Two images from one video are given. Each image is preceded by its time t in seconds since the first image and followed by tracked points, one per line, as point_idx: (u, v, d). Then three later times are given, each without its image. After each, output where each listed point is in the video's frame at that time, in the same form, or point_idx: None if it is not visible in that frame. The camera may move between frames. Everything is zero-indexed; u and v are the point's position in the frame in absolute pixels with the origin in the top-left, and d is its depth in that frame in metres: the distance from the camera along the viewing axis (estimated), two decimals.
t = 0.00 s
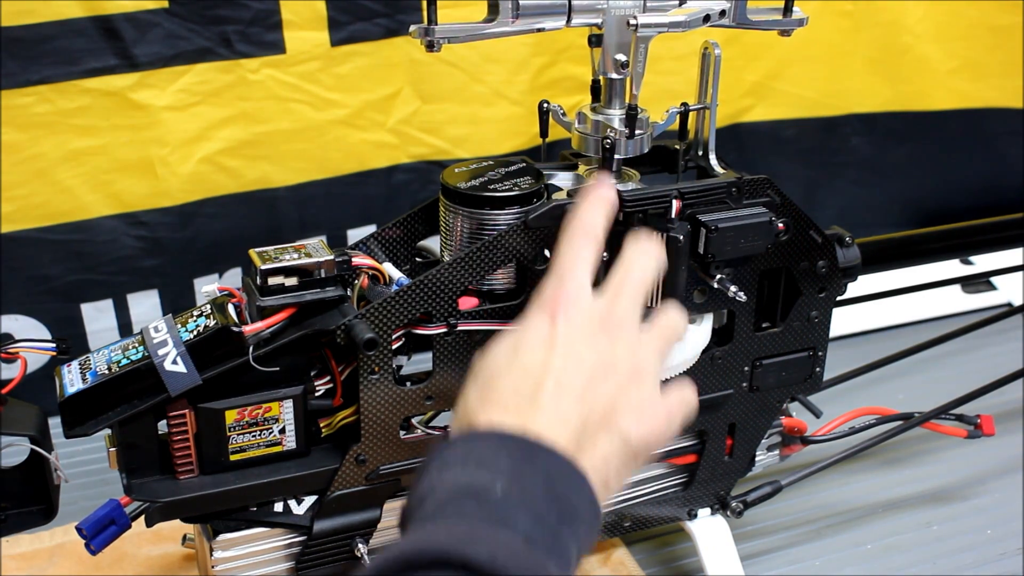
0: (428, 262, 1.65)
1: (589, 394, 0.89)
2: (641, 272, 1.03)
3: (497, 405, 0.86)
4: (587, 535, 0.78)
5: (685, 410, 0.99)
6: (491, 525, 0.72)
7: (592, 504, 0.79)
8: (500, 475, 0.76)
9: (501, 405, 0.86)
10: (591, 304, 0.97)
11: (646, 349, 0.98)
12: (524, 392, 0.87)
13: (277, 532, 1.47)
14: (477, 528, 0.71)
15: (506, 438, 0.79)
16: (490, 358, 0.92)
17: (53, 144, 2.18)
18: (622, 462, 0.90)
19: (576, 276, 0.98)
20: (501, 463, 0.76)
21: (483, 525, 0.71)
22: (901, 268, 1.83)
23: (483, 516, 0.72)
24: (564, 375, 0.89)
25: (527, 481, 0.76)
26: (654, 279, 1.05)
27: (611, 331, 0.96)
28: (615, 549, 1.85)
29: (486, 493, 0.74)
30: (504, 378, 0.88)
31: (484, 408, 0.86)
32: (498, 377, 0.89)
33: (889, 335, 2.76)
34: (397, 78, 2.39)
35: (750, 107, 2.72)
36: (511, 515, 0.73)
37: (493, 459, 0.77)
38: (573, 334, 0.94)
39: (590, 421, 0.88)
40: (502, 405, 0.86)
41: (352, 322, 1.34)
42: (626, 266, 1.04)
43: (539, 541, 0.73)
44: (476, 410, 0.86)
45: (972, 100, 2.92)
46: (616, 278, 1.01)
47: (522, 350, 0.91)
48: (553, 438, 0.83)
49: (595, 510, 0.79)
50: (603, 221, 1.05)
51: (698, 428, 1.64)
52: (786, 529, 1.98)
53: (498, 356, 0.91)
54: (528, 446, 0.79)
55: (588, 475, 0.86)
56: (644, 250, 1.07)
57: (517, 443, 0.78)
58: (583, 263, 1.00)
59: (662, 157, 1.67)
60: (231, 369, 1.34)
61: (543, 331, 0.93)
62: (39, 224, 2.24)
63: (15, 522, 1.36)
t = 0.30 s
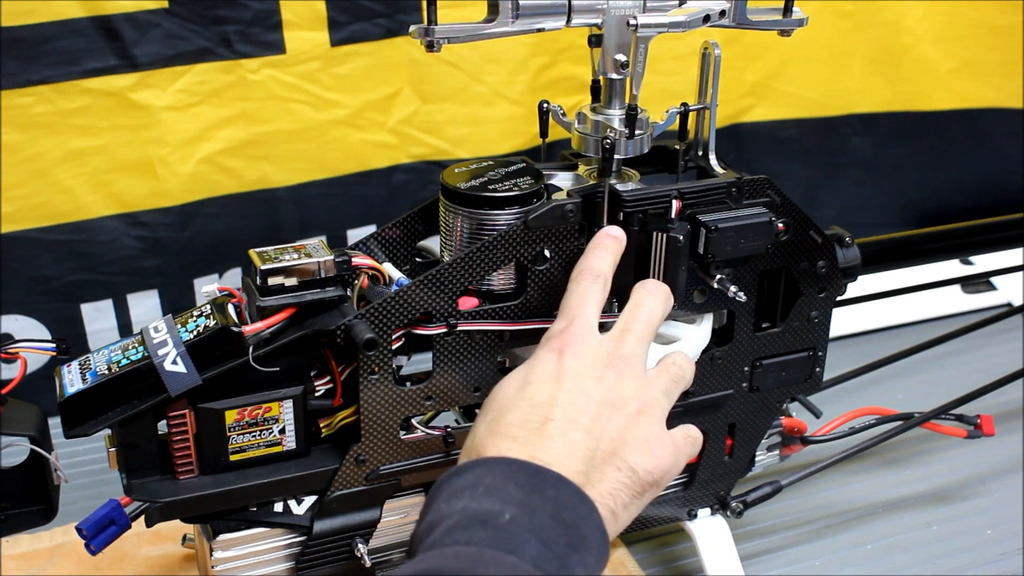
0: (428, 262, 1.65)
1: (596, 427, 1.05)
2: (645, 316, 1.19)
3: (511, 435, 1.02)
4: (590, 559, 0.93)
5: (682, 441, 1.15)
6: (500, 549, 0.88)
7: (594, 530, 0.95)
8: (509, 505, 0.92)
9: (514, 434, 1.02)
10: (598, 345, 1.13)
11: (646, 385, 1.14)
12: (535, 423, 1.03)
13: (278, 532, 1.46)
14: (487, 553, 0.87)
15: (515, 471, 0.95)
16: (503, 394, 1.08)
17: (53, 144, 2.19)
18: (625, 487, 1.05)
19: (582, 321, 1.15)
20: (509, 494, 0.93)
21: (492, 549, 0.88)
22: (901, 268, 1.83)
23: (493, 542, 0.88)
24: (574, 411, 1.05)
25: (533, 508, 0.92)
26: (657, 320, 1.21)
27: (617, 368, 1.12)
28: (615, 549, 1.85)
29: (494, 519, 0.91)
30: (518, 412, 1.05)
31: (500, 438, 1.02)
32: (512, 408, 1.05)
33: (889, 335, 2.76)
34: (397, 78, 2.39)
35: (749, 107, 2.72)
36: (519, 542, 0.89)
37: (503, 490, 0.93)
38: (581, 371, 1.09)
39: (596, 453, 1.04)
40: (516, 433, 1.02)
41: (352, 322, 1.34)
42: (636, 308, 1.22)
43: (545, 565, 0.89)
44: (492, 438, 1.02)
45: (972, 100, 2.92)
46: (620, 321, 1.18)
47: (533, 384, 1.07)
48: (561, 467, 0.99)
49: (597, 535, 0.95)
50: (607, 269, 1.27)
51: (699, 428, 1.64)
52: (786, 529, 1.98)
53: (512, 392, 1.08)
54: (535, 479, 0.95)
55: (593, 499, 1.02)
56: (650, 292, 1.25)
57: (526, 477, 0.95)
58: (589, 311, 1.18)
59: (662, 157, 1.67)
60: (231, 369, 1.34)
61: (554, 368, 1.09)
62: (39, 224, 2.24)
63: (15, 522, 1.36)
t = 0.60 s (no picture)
0: (428, 262, 1.65)
1: (610, 429, 0.97)
2: (666, 310, 1.09)
3: (522, 433, 0.94)
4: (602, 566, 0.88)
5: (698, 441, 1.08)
6: (516, 555, 0.81)
7: (607, 537, 0.89)
8: (526, 507, 0.85)
9: (523, 434, 0.94)
10: (616, 342, 1.03)
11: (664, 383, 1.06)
12: (547, 423, 0.95)
13: (278, 532, 1.46)
14: (503, 557, 0.81)
15: (532, 471, 0.89)
16: (515, 386, 0.99)
17: (53, 144, 2.19)
18: (635, 490, 0.99)
19: (600, 312, 1.05)
20: (527, 495, 0.86)
21: (508, 554, 0.81)
22: (901, 268, 1.83)
23: (509, 545, 0.82)
24: (590, 411, 0.96)
25: (549, 512, 0.86)
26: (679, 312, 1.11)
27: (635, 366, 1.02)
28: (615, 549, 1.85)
29: (511, 520, 0.84)
30: (531, 409, 0.96)
31: (509, 437, 0.94)
32: (524, 404, 0.96)
33: (889, 335, 2.76)
34: (397, 78, 2.39)
35: (750, 107, 2.72)
36: (536, 547, 0.83)
37: (520, 490, 0.86)
38: (598, 368, 1.00)
39: (610, 456, 0.96)
40: (526, 433, 0.94)
41: (352, 322, 1.34)
42: (653, 307, 1.10)
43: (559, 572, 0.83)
44: (501, 436, 0.94)
45: (972, 100, 2.92)
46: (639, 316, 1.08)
47: (546, 380, 0.98)
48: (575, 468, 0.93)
49: (610, 543, 0.89)
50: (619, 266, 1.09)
51: (698, 428, 1.64)
52: (786, 529, 1.98)
53: (525, 385, 0.99)
54: (551, 480, 0.89)
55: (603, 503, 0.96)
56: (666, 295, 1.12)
57: (542, 477, 0.89)
58: (609, 303, 1.07)
59: (662, 157, 1.67)
60: (231, 369, 1.34)
61: (569, 364, 1.00)
62: (39, 224, 2.25)
63: (16, 522, 1.36)
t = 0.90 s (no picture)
0: (428, 262, 1.66)
1: (595, 378, 0.94)
2: (642, 263, 1.09)
3: (506, 381, 0.90)
4: (581, 520, 0.83)
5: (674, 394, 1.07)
6: (500, 505, 0.75)
7: (589, 492, 0.84)
8: (510, 456, 0.79)
9: (509, 381, 0.90)
10: (599, 291, 1.02)
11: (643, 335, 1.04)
12: (531, 372, 0.91)
13: (278, 532, 1.46)
14: (487, 505, 0.74)
15: (518, 420, 0.83)
16: (500, 333, 0.96)
17: (54, 144, 2.19)
18: (614, 439, 0.97)
19: (584, 258, 1.03)
20: (510, 444, 0.80)
21: (492, 503, 0.75)
22: (901, 268, 1.83)
23: (492, 493, 0.76)
24: (573, 360, 0.94)
25: (534, 464, 0.80)
26: (655, 263, 1.12)
27: (617, 315, 1.01)
28: (615, 549, 1.85)
29: (495, 470, 0.78)
30: (516, 357, 0.92)
31: (493, 384, 0.90)
32: (507, 353, 0.93)
33: (889, 335, 2.76)
34: (397, 78, 2.39)
35: (750, 107, 2.72)
36: (520, 496, 0.77)
37: (505, 439, 0.81)
38: (582, 316, 0.98)
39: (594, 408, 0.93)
40: (510, 381, 0.90)
41: (352, 322, 1.34)
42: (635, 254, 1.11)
43: (543, 524, 0.78)
44: (483, 385, 0.90)
45: (973, 100, 2.92)
46: (622, 264, 1.07)
47: (530, 328, 0.95)
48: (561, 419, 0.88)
49: (592, 497, 0.84)
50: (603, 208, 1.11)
51: (698, 428, 1.64)
52: (786, 529, 1.98)
53: (509, 333, 0.95)
54: (536, 430, 0.83)
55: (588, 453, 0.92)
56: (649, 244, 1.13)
57: (527, 426, 0.83)
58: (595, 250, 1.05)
59: (662, 157, 1.67)
60: (231, 369, 1.34)
61: (554, 312, 0.97)
62: (39, 224, 2.25)
63: (15, 522, 1.36)
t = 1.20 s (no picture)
0: (428, 262, 1.65)
1: (584, 407, 0.98)
2: (633, 294, 1.10)
3: (497, 417, 0.95)
4: (578, 545, 0.88)
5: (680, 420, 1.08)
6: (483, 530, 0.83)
7: (582, 514, 0.89)
8: (496, 485, 0.86)
9: (499, 417, 0.95)
10: (586, 321, 1.06)
11: (639, 361, 1.07)
12: (518, 406, 0.96)
13: (277, 532, 1.47)
14: (469, 531, 0.82)
15: (503, 451, 0.90)
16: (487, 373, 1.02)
17: (54, 144, 2.19)
18: (614, 465, 0.98)
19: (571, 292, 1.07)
20: (497, 475, 0.87)
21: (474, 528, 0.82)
22: (901, 268, 1.83)
23: (477, 521, 0.83)
24: (561, 392, 0.98)
25: (520, 490, 0.87)
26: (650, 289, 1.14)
27: (605, 343, 1.05)
28: (615, 549, 1.85)
29: (480, 498, 0.85)
30: (505, 392, 0.98)
31: (484, 422, 0.96)
32: (496, 388, 0.99)
33: (889, 335, 2.76)
34: (397, 78, 2.39)
35: (750, 106, 2.72)
36: (505, 522, 0.84)
37: (490, 470, 0.88)
38: (569, 348, 1.02)
39: (583, 434, 0.97)
40: (499, 417, 0.95)
41: (352, 322, 1.34)
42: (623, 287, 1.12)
43: (530, 547, 0.84)
44: (475, 423, 0.96)
45: (973, 100, 2.92)
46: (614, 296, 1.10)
47: (518, 364, 1.00)
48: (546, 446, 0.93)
49: (585, 521, 0.89)
50: (594, 242, 1.14)
51: (698, 428, 1.64)
52: (786, 529, 1.98)
53: (498, 372, 1.01)
54: (523, 462, 0.89)
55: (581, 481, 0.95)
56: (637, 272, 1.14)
57: (513, 458, 0.89)
58: (578, 285, 1.08)
59: (662, 157, 1.67)
60: (231, 369, 1.34)
61: (539, 348, 1.02)
62: (39, 224, 2.25)
63: (15, 522, 1.36)
